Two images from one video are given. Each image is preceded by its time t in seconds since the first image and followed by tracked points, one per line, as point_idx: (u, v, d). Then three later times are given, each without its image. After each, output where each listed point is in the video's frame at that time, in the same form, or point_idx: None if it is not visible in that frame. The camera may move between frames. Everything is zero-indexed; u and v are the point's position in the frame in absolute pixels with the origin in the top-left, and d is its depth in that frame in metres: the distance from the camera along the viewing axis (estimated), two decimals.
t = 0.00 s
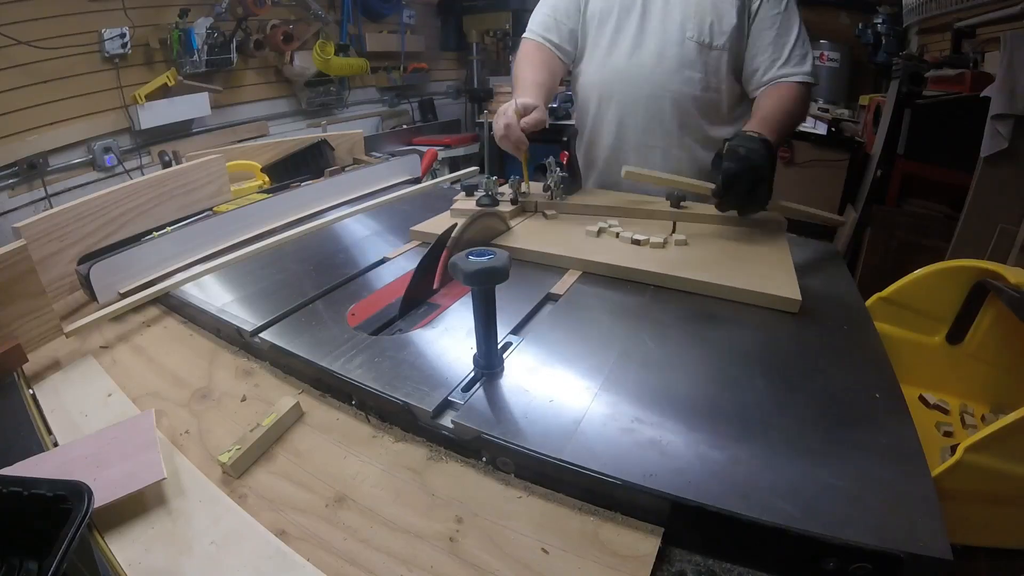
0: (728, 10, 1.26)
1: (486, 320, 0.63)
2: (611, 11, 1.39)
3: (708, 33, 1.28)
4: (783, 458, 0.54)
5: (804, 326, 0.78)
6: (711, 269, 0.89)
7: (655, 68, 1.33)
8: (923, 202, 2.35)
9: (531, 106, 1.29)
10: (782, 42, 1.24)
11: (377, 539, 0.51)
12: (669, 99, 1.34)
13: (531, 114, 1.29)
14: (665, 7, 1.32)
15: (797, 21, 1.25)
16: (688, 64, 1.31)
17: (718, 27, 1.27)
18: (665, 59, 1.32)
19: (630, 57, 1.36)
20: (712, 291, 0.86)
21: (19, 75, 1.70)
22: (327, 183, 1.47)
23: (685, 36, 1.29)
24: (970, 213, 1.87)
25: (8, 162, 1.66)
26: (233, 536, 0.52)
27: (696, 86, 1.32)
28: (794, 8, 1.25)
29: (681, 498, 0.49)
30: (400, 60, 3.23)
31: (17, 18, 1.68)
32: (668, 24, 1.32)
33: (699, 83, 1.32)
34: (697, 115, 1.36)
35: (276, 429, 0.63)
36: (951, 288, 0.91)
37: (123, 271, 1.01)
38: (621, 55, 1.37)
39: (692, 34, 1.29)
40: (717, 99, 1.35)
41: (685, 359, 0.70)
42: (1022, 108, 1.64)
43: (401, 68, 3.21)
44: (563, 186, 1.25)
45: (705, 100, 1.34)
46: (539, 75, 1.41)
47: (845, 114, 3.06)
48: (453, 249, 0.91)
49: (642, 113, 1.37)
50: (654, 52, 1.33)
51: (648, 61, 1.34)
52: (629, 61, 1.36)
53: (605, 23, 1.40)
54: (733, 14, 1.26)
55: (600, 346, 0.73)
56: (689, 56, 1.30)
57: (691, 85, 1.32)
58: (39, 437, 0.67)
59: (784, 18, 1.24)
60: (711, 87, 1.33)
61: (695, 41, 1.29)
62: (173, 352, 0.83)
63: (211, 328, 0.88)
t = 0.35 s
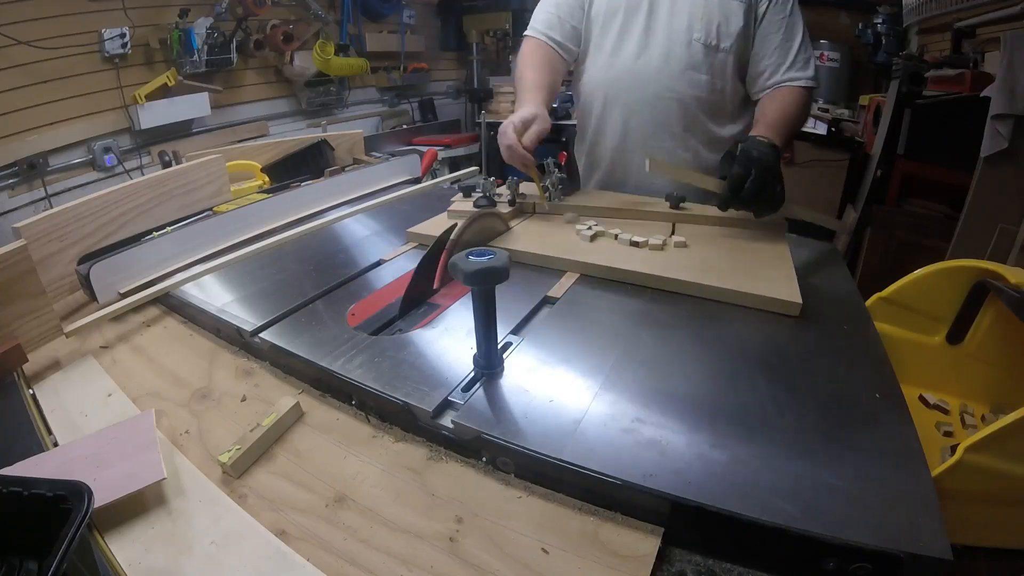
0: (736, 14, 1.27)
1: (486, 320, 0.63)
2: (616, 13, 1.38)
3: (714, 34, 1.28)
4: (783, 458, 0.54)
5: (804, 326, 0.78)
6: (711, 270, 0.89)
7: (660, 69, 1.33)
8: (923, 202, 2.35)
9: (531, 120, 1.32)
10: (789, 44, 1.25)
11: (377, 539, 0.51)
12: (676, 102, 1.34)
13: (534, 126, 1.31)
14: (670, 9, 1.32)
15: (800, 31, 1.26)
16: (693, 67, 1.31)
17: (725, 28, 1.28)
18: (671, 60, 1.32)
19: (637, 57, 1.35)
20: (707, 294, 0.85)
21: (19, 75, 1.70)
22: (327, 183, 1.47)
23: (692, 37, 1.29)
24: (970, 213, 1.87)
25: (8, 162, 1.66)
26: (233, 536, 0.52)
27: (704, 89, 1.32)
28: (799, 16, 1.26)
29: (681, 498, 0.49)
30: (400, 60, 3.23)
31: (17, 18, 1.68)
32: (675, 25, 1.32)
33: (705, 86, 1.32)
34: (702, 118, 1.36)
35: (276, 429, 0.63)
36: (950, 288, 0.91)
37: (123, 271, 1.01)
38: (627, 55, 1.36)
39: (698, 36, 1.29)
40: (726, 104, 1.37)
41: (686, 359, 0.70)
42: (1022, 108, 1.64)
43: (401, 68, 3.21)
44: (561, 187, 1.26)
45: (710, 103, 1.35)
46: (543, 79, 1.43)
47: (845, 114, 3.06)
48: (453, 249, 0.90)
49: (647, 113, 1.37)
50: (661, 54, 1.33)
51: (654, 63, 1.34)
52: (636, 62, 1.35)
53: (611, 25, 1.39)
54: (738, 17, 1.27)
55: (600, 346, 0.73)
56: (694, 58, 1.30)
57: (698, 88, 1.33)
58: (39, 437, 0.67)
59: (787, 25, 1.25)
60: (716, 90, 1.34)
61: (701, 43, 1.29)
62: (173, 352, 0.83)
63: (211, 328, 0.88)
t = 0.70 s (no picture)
0: (714, 9, 1.26)
1: (485, 320, 0.63)
2: (601, 13, 1.38)
3: (693, 29, 1.28)
4: (782, 458, 0.54)
5: (804, 326, 0.78)
6: (713, 270, 0.89)
7: (642, 64, 1.33)
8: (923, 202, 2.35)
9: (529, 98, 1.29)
10: (753, 27, 1.21)
11: (377, 539, 0.51)
12: (662, 98, 1.34)
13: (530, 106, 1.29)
14: (653, 6, 1.32)
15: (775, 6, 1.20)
16: (676, 61, 1.31)
17: (702, 23, 1.27)
18: (654, 56, 1.32)
19: (619, 56, 1.36)
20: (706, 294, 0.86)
21: (19, 74, 1.70)
22: (327, 183, 1.47)
23: (671, 33, 1.29)
24: (970, 213, 1.87)
25: (8, 163, 1.67)
26: (233, 536, 0.52)
27: (687, 83, 1.32)
28: None
29: (681, 498, 0.49)
30: (400, 60, 3.23)
31: (16, 18, 1.68)
32: (656, 23, 1.31)
33: (689, 80, 1.31)
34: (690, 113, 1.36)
35: (276, 429, 0.63)
36: (950, 288, 0.91)
37: (122, 271, 1.01)
38: (609, 53, 1.37)
39: (678, 32, 1.28)
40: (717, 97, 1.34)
41: (686, 359, 0.70)
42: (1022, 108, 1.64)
43: (401, 68, 3.21)
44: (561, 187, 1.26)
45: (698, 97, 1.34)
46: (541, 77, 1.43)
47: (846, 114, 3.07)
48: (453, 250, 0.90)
49: (632, 110, 1.38)
50: (643, 50, 1.33)
51: (635, 58, 1.34)
52: (618, 60, 1.36)
53: (597, 24, 1.39)
54: (716, 10, 1.26)
55: (601, 346, 0.73)
56: (677, 52, 1.30)
57: (682, 81, 1.32)
58: (39, 437, 0.67)
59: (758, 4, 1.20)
60: (701, 85, 1.33)
61: (682, 38, 1.29)
62: (173, 352, 0.83)
63: (211, 328, 0.88)
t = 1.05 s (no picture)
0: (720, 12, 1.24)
1: (486, 320, 0.63)
2: (603, 15, 1.38)
3: (698, 34, 1.27)
4: (782, 457, 0.54)
5: (804, 326, 0.78)
6: (713, 269, 0.89)
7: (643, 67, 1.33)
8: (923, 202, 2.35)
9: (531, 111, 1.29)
10: (764, 36, 1.21)
11: (377, 539, 0.51)
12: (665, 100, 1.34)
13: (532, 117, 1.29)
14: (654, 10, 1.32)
15: (789, 12, 1.20)
16: (680, 65, 1.31)
17: (707, 26, 1.26)
18: (656, 61, 1.32)
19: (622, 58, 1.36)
20: (708, 293, 0.86)
21: (19, 75, 1.71)
22: (327, 183, 1.47)
23: (674, 37, 1.29)
24: (970, 213, 1.87)
25: (8, 163, 1.67)
26: (233, 535, 0.52)
27: (688, 85, 1.31)
28: None
29: (681, 498, 0.49)
30: (401, 60, 3.23)
31: (16, 18, 1.68)
32: (660, 27, 1.31)
33: (693, 83, 1.31)
34: (692, 116, 1.36)
35: (276, 429, 0.63)
36: (950, 288, 0.91)
37: (122, 271, 1.01)
38: (613, 56, 1.37)
39: (682, 36, 1.28)
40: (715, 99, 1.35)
41: (685, 359, 0.70)
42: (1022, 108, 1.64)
43: (401, 68, 3.21)
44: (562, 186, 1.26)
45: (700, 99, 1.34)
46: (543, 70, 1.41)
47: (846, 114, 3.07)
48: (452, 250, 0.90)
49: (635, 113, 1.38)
50: (645, 54, 1.33)
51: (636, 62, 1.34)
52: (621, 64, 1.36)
53: (597, 27, 1.39)
54: (723, 14, 1.24)
55: (601, 346, 0.73)
56: (678, 56, 1.30)
57: (681, 82, 1.31)
58: (39, 437, 0.67)
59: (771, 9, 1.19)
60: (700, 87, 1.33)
61: (686, 43, 1.28)
62: (173, 352, 0.83)
63: (211, 328, 0.88)
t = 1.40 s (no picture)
0: (705, 9, 1.25)
1: (486, 320, 0.63)
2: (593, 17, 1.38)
3: (684, 30, 1.27)
4: (782, 457, 0.54)
5: (805, 326, 0.78)
6: (713, 269, 0.89)
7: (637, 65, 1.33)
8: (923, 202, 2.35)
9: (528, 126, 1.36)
10: (742, 29, 1.19)
11: (377, 539, 0.51)
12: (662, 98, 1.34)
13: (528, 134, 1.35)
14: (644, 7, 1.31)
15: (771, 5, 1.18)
16: (667, 63, 1.31)
17: (693, 23, 1.26)
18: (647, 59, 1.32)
19: (615, 55, 1.35)
20: (708, 292, 0.86)
21: (19, 75, 1.71)
22: (327, 183, 1.47)
23: (661, 34, 1.29)
24: (970, 213, 1.87)
25: (8, 162, 1.67)
26: (233, 536, 0.52)
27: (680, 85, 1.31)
28: None
29: (681, 498, 0.49)
30: (400, 60, 3.23)
31: (17, 17, 1.68)
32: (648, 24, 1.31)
33: (681, 81, 1.31)
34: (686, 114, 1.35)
35: (276, 429, 0.63)
36: (950, 288, 0.91)
37: (123, 271, 1.01)
38: (603, 54, 1.37)
39: (668, 34, 1.28)
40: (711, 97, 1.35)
41: (686, 359, 0.70)
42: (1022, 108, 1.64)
43: (401, 68, 3.21)
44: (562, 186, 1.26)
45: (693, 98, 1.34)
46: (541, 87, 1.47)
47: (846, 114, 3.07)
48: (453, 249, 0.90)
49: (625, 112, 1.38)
50: (637, 52, 1.33)
51: (629, 60, 1.34)
52: (612, 63, 1.36)
53: (589, 25, 1.38)
54: (706, 12, 1.25)
55: (601, 346, 0.73)
56: (666, 55, 1.30)
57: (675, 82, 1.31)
58: (39, 437, 0.67)
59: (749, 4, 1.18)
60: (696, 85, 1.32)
61: (672, 40, 1.28)
62: (173, 352, 0.83)
63: (211, 328, 0.88)
